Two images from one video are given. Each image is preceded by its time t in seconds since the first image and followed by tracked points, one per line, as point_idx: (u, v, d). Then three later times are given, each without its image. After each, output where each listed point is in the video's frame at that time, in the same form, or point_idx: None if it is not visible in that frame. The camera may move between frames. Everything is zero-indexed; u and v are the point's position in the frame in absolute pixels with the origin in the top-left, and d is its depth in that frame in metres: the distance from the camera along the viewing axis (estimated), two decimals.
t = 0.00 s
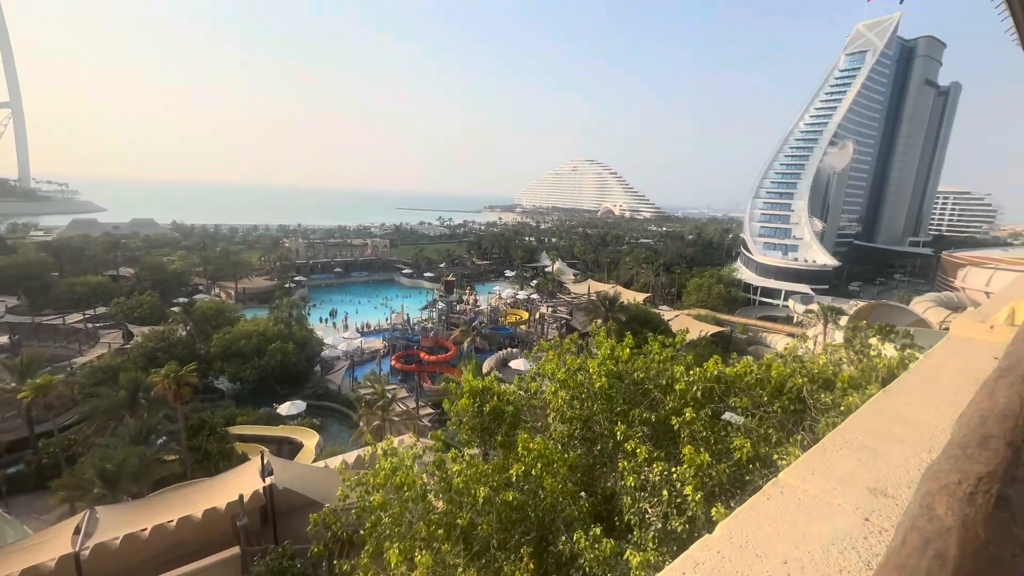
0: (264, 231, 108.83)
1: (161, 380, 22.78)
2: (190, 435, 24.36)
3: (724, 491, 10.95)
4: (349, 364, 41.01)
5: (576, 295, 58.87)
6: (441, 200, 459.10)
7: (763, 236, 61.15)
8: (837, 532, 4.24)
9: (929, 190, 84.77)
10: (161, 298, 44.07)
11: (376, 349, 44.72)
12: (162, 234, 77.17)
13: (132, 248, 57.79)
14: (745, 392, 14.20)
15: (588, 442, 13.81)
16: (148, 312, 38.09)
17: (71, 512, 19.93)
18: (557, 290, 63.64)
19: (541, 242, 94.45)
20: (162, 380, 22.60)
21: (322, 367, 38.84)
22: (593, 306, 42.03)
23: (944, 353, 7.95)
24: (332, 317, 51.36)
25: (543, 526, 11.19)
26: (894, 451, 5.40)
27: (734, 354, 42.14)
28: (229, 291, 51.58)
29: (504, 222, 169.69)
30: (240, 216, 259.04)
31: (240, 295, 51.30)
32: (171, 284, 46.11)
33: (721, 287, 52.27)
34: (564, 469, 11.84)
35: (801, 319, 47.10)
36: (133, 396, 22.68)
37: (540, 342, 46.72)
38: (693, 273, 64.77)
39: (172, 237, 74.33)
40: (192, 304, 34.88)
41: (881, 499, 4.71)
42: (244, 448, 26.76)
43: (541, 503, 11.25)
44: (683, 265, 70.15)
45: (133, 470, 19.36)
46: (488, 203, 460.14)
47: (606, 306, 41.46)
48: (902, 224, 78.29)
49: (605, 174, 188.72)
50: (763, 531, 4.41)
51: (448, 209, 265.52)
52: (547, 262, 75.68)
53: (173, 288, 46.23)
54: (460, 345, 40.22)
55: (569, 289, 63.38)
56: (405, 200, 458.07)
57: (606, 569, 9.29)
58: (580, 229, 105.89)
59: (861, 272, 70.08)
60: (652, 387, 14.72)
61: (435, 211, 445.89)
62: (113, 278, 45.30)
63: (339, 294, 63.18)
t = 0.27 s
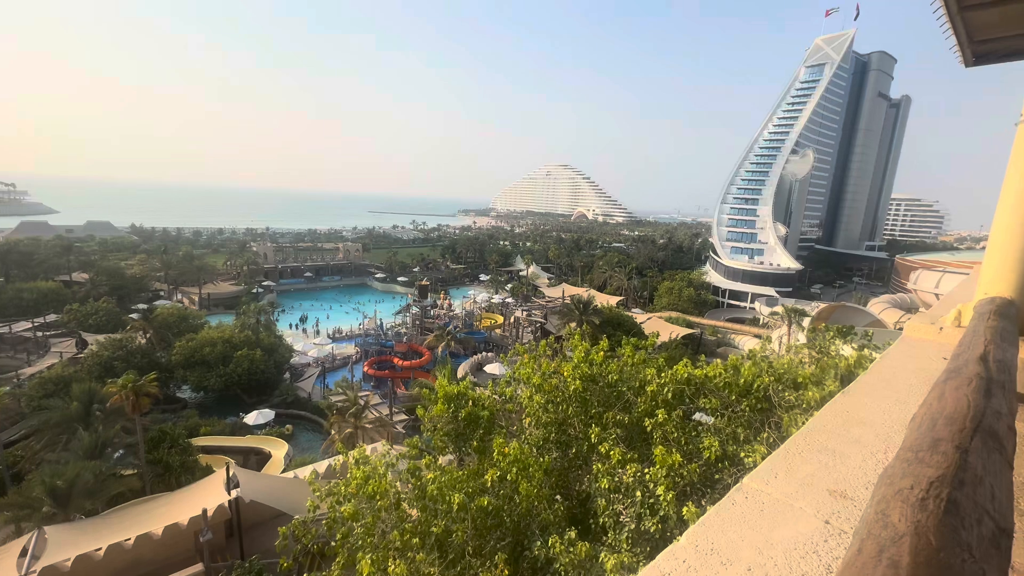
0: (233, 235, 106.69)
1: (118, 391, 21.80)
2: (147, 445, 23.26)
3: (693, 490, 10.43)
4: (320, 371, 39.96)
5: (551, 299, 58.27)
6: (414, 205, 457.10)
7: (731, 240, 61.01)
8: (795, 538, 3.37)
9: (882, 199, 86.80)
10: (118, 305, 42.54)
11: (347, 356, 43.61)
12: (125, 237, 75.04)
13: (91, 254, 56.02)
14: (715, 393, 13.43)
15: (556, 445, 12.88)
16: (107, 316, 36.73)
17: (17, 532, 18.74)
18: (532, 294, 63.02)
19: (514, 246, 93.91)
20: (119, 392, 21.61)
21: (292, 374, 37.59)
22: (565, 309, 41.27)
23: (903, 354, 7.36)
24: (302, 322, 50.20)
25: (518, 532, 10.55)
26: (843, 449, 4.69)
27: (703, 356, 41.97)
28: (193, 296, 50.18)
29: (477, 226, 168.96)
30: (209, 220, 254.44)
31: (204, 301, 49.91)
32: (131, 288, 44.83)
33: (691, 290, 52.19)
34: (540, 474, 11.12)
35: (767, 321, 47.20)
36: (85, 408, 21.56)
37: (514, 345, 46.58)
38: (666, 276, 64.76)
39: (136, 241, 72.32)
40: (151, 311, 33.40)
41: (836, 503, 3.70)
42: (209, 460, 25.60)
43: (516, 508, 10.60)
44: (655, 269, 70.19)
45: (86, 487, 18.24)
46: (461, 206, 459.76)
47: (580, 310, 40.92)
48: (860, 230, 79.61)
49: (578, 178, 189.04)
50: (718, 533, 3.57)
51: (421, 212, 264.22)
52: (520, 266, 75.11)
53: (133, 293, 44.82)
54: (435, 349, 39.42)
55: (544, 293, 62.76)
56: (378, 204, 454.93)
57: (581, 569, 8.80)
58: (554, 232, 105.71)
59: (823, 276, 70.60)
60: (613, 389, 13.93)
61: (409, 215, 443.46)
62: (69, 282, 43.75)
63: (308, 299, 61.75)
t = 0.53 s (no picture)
0: (201, 242, 104.49)
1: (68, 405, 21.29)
2: (97, 462, 22.00)
3: (665, 492, 10.21)
4: (289, 381, 38.67)
5: (524, 305, 57.54)
6: (387, 211, 454.34)
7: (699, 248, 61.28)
8: (755, 555, 2.53)
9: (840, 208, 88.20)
10: (71, 316, 40.84)
11: (317, 365, 42.40)
12: (85, 244, 72.92)
13: (47, 263, 54.08)
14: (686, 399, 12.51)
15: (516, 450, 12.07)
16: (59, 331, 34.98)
17: None
18: (506, 301, 62.15)
19: (488, 253, 93.21)
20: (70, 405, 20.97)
21: (258, 385, 36.18)
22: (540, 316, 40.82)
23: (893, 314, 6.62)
24: (268, 331, 48.83)
25: (493, 541, 9.83)
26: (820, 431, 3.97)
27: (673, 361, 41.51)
28: (154, 305, 48.50)
29: (450, 233, 167.97)
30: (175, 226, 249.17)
31: (165, 311, 48.33)
32: (87, 296, 43.26)
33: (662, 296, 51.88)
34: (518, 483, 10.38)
35: (734, 326, 47.22)
36: (32, 424, 20.10)
37: (489, 352, 45.82)
38: (638, 282, 64.46)
39: (96, 248, 70.26)
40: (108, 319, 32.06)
41: (799, 514, 2.87)
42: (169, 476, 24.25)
43: (492, 516, 9.87)
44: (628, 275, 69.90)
45: (31, 510, 16.91)
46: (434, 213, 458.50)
47: (554, 316, 40.17)
48: (820, 238, 80.77)
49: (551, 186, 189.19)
50: (679, 549, 2.72)
51: (395, 217, 262.41)
52: (493, 272, 74.41)
53: (89, 303, 43.15)
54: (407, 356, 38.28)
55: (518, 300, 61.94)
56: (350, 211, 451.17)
57: (556, 575, 8.20)
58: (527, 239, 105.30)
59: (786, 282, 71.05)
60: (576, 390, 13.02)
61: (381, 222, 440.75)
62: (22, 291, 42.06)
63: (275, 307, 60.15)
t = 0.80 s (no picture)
0: (167, 252, 101.98)
1: (14, 424, 19.96)
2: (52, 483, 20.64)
3: (640, 500, 9.26)
4: (257, 395, 37.16)
5: (500, 315, 56.75)
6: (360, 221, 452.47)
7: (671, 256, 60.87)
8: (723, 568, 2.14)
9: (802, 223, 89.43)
10: (21, 328, 39.01)
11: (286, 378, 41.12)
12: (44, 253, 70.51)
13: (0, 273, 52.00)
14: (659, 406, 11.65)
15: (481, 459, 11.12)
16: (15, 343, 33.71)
17: None
18: (481, 310, 61.28)
19: (462, 262, 92.22)
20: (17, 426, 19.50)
21: (224, 399, 34.74)
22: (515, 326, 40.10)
23: (854, 321, 6.01)
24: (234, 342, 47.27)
25: (469, 556, 8.89)
26: (800, 427, 3.52)
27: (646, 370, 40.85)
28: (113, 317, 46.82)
29: (424, 243, 167.46)
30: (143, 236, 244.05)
31: (125, 323, 46.61)
32: (39, 307, 41.48)
33: (636, 305, 51.37)
34: (492, 493, 9.44)
35: (706, 334, 46.92)
36: None
37: (464, 362, 44.77)
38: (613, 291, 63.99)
39: (55, 257, 67.96)
40: (61, 333, 30.64)
41: (761, 525, 2.52)
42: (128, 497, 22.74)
43: (467, 530, 8.98)
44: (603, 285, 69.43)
45: None
46: (409, 222, 457.50)
47: (529, 326, 39.34)
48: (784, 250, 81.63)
49: (525, 197, 189.20)
50: (644, 567, 2.23)
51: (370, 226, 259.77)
52: (467, 282, 73.39)
53: (42, 314, 41.40)
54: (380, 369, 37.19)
55: (493, 310, 61.11)
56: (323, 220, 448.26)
57: None
58: (503, 248, 104.51)
59: (753, 291, 70.89)
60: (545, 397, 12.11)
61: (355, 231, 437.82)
62: None
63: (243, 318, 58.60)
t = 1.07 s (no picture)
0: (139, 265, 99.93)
1: None
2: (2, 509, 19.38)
3: (618, 514, 8.28)
4: (226, 411, 35.69)
5: (477, 327, 55.75)
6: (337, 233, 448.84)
7: (649, 265, 60.38)
8: None
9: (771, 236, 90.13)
10: None
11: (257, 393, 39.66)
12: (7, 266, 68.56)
13: None
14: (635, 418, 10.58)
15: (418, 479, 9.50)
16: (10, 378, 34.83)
17: None
18: (458, 323, 60.22)
19: (441, 274, 91.27)
20: None
21: (190, 416, 33.31)
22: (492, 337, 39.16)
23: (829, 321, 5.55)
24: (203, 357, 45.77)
25: None
26: (767, 436, 2.73)
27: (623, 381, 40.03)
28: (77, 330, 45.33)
29: (401, 255, 165.85)
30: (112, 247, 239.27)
31: (87, 338, 45.07)
32: None
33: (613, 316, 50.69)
34: (470, 511, 8.54)
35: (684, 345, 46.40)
36: None
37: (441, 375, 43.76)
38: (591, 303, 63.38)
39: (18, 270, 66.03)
40: (14, 349, 29.09)
41: (730, 546, 1.96)
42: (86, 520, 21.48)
43: (444, 548, 7.97)
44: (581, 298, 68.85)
45: None
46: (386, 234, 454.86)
47: (507, 338, 38.29)
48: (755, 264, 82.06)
49: (503, 211, 188.66)
50: None
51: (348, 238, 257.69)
52: (445, 294, 72.40)
53: None
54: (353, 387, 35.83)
55: (470, 322, 60.10)
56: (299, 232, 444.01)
57: None
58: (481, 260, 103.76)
59: (727, 302, 70.53)
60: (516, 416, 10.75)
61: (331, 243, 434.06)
62: None
63: (212, 331, 56.90)
